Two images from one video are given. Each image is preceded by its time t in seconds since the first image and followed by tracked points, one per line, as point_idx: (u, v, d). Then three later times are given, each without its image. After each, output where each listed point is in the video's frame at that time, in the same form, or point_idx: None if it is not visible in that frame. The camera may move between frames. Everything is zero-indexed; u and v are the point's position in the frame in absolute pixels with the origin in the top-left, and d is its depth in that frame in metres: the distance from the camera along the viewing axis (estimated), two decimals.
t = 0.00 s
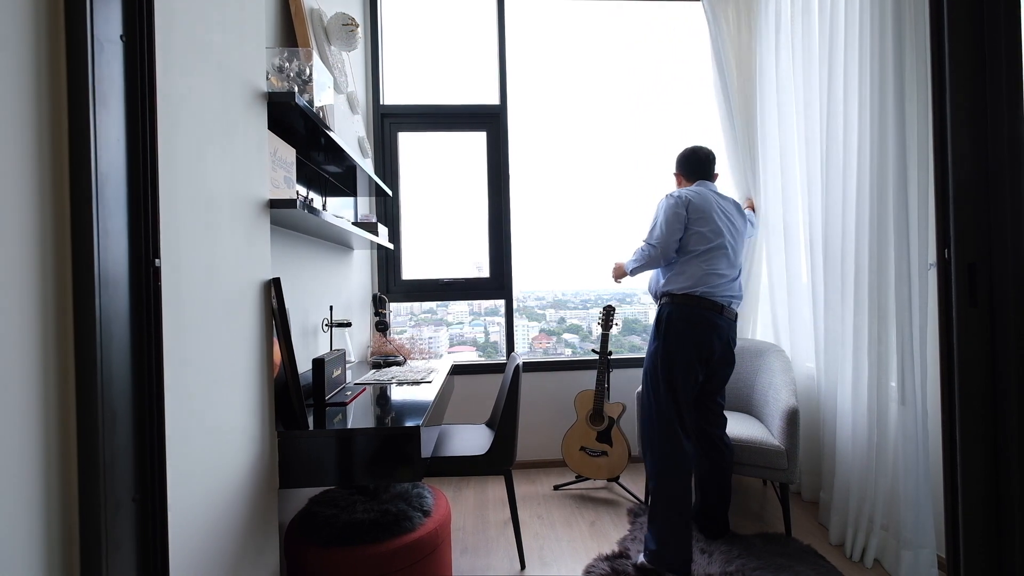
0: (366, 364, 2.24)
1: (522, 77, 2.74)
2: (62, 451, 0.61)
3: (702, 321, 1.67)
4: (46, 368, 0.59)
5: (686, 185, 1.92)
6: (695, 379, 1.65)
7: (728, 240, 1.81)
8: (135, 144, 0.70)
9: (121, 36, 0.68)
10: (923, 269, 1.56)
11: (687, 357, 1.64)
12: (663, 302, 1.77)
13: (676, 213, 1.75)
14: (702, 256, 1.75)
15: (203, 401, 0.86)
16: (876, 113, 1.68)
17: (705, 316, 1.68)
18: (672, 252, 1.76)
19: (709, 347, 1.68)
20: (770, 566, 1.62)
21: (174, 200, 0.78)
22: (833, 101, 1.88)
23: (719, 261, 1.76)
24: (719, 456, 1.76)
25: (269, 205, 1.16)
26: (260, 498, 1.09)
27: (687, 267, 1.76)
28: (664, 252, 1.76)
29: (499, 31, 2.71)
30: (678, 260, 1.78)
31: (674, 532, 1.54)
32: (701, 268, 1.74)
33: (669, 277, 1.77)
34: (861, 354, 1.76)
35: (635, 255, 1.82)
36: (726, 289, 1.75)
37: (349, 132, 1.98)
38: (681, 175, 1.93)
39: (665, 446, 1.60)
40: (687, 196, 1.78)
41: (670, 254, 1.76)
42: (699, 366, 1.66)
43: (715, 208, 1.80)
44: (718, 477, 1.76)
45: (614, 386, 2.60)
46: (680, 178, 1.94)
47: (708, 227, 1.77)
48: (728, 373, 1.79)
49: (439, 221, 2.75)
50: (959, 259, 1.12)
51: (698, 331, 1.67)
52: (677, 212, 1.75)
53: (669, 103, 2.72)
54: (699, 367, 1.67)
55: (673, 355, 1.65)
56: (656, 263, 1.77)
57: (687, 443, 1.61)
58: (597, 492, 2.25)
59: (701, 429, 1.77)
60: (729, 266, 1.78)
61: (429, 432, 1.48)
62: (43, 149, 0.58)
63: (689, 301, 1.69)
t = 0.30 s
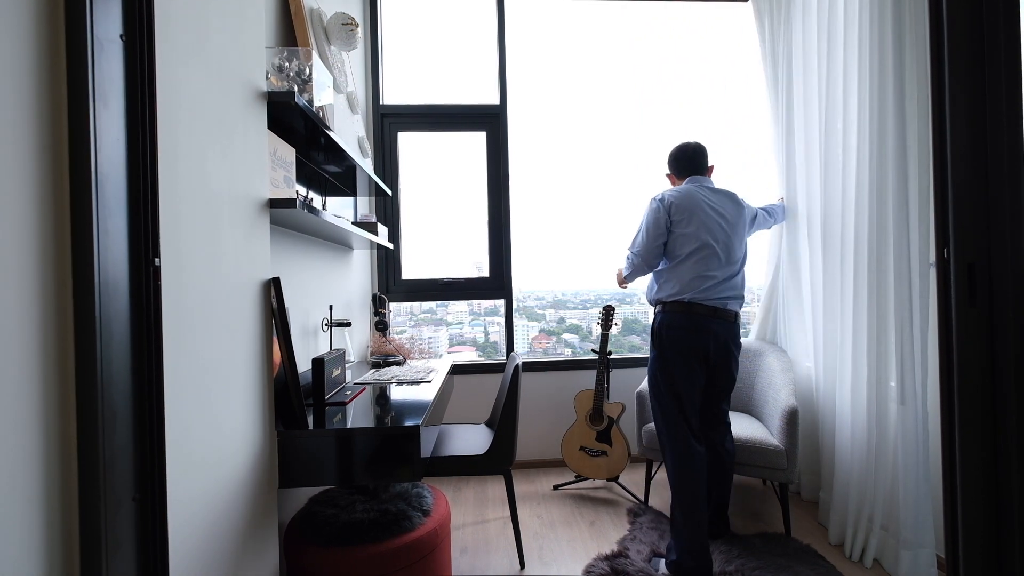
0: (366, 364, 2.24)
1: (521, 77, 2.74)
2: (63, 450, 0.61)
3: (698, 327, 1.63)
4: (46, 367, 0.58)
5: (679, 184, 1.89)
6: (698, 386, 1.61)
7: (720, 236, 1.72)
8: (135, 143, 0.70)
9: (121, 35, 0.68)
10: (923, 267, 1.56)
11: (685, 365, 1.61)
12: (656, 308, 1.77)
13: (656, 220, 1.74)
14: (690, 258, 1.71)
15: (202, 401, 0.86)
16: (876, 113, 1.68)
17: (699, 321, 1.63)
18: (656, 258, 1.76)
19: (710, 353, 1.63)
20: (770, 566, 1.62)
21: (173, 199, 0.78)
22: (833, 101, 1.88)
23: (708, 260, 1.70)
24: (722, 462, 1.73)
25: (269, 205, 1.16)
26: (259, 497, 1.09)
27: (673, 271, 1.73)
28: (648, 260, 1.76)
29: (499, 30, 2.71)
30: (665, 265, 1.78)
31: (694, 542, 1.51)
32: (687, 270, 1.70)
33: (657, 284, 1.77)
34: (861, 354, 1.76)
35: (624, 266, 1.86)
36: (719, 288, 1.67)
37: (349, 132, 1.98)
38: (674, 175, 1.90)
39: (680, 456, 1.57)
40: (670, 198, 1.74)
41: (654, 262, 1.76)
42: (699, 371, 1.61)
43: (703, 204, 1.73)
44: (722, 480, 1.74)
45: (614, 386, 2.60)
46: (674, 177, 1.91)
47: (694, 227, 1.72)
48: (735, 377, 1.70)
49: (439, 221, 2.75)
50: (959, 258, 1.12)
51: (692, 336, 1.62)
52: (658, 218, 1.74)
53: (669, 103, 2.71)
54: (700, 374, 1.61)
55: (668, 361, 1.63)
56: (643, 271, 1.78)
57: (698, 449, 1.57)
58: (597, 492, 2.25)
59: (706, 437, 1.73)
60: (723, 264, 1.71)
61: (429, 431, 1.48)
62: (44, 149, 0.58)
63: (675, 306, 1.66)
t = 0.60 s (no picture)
0: (366, 365, 2.24)
1: (521, 78, 2.75)
2: (64, 451, 0.61)
3: (692, 338, 1.60)
4: (47, 369, 0.59)
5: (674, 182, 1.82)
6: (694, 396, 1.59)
7: (711, 239, 1.65)
8: (135, 145, 0.70)
9: (122, 37, 0.69)
10: (923, 267, 1.55)
11: (679, 378, 1.59)
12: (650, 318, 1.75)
13: (642, 229, 1.72)
14: (680, 265, 1.67)
15: (202, 402, 0.86)
16: (877, 113, 1.68)
17: (687, 332, 1.60)
18: (647, 268, 1.75)
19: (706, 363, 1.61)
20: (769, 566, 1.62)
21: (173, 201, 0.78)
22: (834, 101, 1.88)
23: (699, 266, 1.64)
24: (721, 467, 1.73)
25: (269, 206, 1.15)
26: (260, 498, 1.10)
27: (662, 280, 1.70)
28: (637, 271, 1.75)
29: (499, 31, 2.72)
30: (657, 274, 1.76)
31: (695, 547, 1.51)
32: (676, 279, 1.66)
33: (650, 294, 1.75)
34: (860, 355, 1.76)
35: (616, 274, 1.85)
36: (711, 295, 1.61)
37: (349, 133, 1.98)
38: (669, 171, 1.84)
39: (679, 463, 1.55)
40: (655, 205, 1.71)
41: (644, 272, 1.75)
42: (694, 383, 1.59)
43: (690, 207, 1.67)
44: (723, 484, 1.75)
45: (614, 386, 2.60)
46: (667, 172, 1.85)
47: (682, 233, 1.67)
48: (735, 381, 1.67)
49: (439, 221, 2.75)
50: (958, 260, 1.12)
51: (684, 348, 1.59)
52: (644, 228, 1.72)
53: (670, 103, 2.72)
54: (694, 386, 1.59)
55: (660, 372, 1.62)
56: (635, 282, 1.78)
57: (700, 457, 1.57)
58: (596, 492, 2.25)
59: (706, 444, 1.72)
60: (718, 265, 1.64)
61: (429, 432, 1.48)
62: (46, 151, 0.59)
63: (664, 319, 1.65)
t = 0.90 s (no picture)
0: (366, 364, 2.24)
1: (521, 78, 2.75)
2: (64, 450, 0.61)
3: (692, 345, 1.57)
4: (47, 368, 0.59)
5: (664, 177, 1.77)
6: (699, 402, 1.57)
7: (699, 244, 1.61)
8: (135, 145, 0.70)
9: (122, 37, 0.69)
10: (918, 269, 1.54)
11: (681, 384, 1.58)
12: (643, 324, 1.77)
13: (629, 236, 1.73)
14: (668, 272, 1.65)
15: (202, 401, 0.86)
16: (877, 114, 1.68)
17: (684, 340, 1.58)
18: (637, 274, 1.76)
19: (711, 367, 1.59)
20: (769, 566, 1.62)
21: (173, 201, 0.78)
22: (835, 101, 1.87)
23: (686, 272, 1.61)
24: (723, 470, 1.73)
25: (268, 206, 1.15)
26: (259, 498, 1.10)
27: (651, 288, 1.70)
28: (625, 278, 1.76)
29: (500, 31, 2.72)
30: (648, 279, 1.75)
31: (699, 549, 1.49)
32: (663, 287, 1.65)
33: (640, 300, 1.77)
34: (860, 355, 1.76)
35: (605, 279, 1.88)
36: (701, 303, 1.58)
37: (349, 133, 1.99)
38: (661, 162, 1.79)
39: (688, 467, 1.54)
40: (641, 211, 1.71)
41: (634, 279, 1.76)
42: (697, 390, 1.57)
43: (674, 211, 1.64)
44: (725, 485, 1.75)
45: (614, 386, 2.60)
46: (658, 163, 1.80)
47: (668, 238, 1.65)
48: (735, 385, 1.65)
49: (439, 221, 2.75)
50: (957, 260, 1.12)
51: (685, 354, 1.57)
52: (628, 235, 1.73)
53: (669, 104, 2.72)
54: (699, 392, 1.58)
55: (658, 378, 1.62)
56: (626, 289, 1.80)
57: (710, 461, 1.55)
58: (596, 492, 2.25)
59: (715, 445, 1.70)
60: (708, 269, 1.60)
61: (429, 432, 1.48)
62: (47, 151, 0.59)
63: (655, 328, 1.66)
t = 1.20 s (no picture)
0: (366, 364, 2.25)
1: (521, 76, 2.75)
2: (64, 450, 0.61)
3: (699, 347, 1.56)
4: (46, 368, 0.59)
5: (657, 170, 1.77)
6: (706, 406, 1.56)
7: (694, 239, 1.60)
8: (133, 145, 0.70)
9: (121, 38, 0.69)
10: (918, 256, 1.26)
11: (687, 387, 1.57)
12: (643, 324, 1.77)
13: (622, 237, 1.74)
14: (665, 270, 1.65)
15: (202, 401, 0.86)
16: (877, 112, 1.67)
17: (693, 342, 1.57)
18: (633, 273, 1.75)
19: (717, 371, 1.57)
20: (769, 566, 1.62)
21: (173, 202, 0.79)
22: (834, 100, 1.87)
23: (683, 269, 1.60)
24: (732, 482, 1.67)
25: (266, 206, 1.15)
26: (259, 498, 1.10)
27: (648, 286, 1.69)
28: (621, 279, 1.76)
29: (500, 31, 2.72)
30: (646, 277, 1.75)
31: (699, 552, 1.49)
32: (660, 286, 1.65)
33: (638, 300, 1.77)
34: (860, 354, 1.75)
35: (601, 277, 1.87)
36: (700, 300, 1.56)
37: (349, 133, 1.99)
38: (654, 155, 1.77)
39: (693, 470, 1.53)
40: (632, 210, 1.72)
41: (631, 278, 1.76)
42: (705, 392, 1.57)
43: (666, 208, 1.63)
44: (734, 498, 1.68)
45: (614, 386, 2.60)
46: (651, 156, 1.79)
47: (661, 236, 1.65)
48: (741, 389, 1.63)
49: (439, 221, 2.75)
50: (954, 260, 1.12)
51: (690, 357, 1.57)
52: (623, 235, 1.74)
53: (669, 104, 2.72)
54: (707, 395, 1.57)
55: (663, 380, 1.62)
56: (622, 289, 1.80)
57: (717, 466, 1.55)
58: (596, 492, 2.25)
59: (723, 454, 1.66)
60: (705, 264, 1.59)
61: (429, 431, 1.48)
62: (46, 151, 0.59)
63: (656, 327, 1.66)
